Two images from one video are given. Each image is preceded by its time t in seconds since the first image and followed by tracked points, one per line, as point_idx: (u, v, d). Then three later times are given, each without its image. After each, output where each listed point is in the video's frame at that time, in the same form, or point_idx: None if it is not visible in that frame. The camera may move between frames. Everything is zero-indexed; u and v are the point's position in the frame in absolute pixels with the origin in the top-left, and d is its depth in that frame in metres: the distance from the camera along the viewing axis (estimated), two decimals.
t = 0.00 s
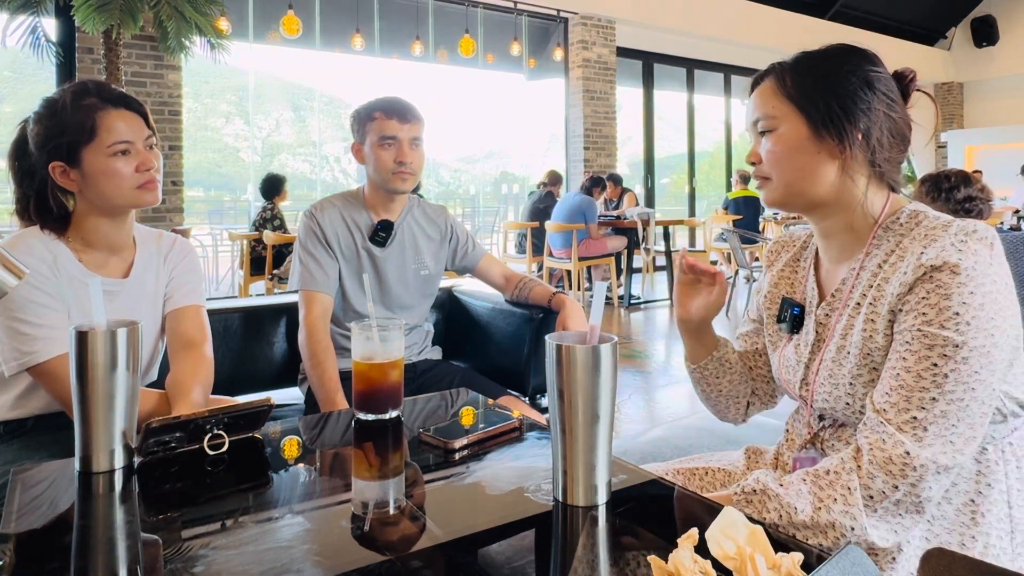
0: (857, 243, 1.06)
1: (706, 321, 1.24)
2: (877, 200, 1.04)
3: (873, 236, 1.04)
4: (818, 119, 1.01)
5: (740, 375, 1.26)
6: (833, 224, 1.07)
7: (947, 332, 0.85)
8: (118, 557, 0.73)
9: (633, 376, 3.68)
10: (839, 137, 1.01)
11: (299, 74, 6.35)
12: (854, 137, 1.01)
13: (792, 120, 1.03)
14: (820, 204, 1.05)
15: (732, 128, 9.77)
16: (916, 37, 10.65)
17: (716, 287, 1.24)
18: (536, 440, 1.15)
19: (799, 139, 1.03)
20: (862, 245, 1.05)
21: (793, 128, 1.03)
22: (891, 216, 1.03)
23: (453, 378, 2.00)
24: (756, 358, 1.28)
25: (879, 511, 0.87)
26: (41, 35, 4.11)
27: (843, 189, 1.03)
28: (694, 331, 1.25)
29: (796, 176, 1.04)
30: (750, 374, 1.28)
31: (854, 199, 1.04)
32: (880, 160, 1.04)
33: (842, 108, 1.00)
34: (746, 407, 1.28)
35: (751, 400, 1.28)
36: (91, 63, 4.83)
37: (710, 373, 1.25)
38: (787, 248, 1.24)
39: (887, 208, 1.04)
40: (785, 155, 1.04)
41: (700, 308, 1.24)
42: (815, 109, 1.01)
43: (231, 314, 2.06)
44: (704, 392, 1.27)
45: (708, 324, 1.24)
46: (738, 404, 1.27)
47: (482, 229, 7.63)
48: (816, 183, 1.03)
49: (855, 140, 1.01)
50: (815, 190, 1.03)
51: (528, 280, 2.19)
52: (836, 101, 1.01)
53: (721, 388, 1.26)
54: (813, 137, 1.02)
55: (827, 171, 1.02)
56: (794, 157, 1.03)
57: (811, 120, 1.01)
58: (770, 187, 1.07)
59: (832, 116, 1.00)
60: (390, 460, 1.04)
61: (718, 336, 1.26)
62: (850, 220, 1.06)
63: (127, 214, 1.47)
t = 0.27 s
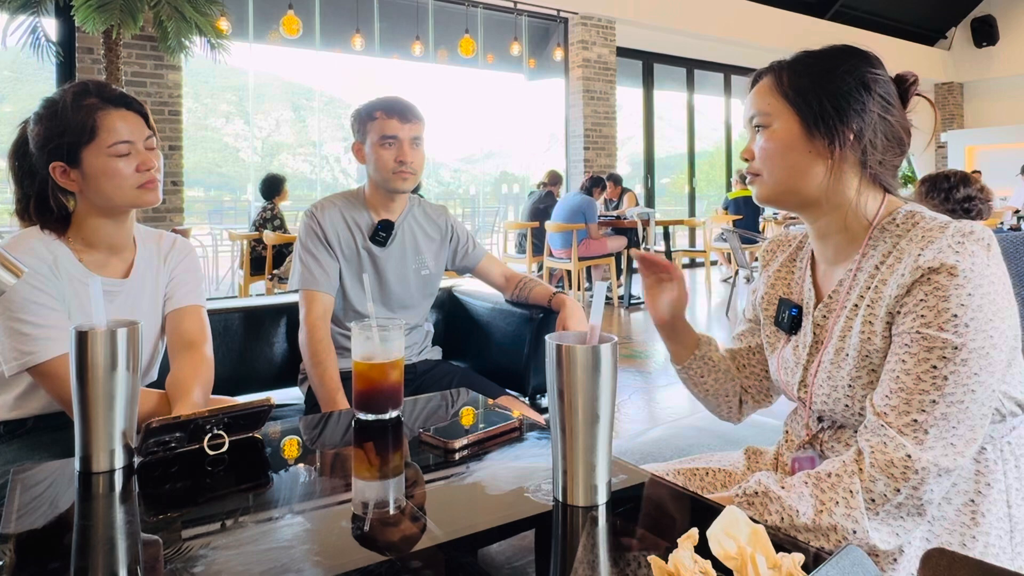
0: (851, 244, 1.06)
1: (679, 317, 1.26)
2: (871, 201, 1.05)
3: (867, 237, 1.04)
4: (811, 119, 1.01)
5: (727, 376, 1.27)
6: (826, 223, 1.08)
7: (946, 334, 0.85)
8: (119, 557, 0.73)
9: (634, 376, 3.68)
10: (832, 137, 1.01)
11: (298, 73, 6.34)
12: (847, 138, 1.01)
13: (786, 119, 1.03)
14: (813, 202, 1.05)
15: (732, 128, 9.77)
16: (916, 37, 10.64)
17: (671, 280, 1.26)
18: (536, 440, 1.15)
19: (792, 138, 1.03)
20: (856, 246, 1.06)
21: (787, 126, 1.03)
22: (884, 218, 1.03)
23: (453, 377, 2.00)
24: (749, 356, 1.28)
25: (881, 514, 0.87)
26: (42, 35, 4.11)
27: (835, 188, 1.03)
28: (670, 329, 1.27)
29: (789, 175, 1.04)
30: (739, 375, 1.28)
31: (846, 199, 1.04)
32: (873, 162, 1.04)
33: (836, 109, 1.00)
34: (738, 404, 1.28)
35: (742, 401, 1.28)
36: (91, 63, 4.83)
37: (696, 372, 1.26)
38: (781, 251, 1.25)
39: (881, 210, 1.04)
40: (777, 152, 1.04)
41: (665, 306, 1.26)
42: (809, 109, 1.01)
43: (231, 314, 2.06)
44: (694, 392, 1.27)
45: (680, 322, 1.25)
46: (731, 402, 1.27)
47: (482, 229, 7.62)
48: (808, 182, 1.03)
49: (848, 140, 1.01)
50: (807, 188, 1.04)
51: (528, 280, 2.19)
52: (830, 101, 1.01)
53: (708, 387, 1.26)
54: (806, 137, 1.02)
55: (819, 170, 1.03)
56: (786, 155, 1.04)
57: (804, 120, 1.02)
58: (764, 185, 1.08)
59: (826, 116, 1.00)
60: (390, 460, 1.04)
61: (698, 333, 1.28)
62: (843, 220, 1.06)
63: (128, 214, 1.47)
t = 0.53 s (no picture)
0: (852, 244, 1.06)
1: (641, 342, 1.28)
2: (873, 200, 1.05)
3: (868, 237, 1.04)
4: (811, 119, 1.01)
5: (712, 384, 1.27)
6: (828, 224, 1.07)
7: (944, 335, 0.85)
8: (118, 556, 0.73)
9: (634, 376, 3.68)
10: (832, 138, 1.01)
11: (299, 73, 6.34)
12: (846, 139, 1.01)
13: (786, 121, 1.03)
14: (814, 204, 1.05)
15: (732, 128, 9.76)
16: (916, 37, 10.64)
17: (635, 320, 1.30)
18: (536, 440, 1.15)
19: (792, 140, 1.03)
20: (857, 246, 1.06)
21: (787, 128, 1.03)
22: (885, 218, 1.03)
23: (454, 377, 2.00)
24: (749, 362, 1.28)
25: (881, 515, 0.87)
26: (42, 35, 4.11)
27: (837, 189, 1.03)
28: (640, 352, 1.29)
29: (790, 177, 1.04)
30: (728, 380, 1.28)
31: (848, 200, 1.04)
32: (874, 161, 1.04)
33: (835, 109, 1.00)
34: (734, 407, 1.28)
35: (738, 403, 1.28)
36: (91, 63, 4.83)
37: (678, 387, 1.27)
38: (781, 250, 1.25)
39: (882, 209, 1.04)
40: (778, 155, 1.04)
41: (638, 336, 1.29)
42: (808, 110, 1.01)
43: (231, 313, 2.06)
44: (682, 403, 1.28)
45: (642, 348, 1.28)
46: (724, 406, 1.28)
47: (482, 229, 7.62)
48: (810, 184, 1.03)
49: (848, 141, 1.01)
50: (808, 190, 1.04)
51: (528, 280, 2.19)
52: (829, 102, 1.01)
53: (694, 398, 1.27)
54: (806, 139, 1.02)
55: (820, 171, 1.03)
56: (787, 157, 1.03)
57: (804, 121, 1.02)
58: (765, 187, 1.08)
59: (825, 117, 1.00)
60: (390, 460, 1.04)
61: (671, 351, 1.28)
62: (844, 221, 1.06)
63: (128, 213, 1.47)
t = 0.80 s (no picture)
0: (849, 243, 1.06)
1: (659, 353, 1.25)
2: (870, 201, 1.04)
3: (864, 237, 1.04)
4: (812, 119, 1.01)
5: (727, 391, 1.26)
6: (826, 224, 1.07)
7: (939, 334, 0.85)
8: (119, 557, 0.73)
9: (634, 376, 3.68)
10: (832, 138, 1.01)
11: (299, 73, 6.34)
12: (846, 140, 1.01)
13: (786, 120, 1.03)
14: (812, 203, 1.05)
15: (732, 128, 9.76)
16: (916, 37, 10.64)
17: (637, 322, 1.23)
18: (536, 440, 1.15)
19: (792, 139, 1.03)
20: (854, 246, 1.06)
21: (787, 126, 1.03)
22: (881, 218, 1.03)
23: (454, 377, 2.00)
24: (752, 367, 1.28)
25: (880, 516, 0.87)
26: (42, 35, 4.11)
27: (835, 189, 1.03)
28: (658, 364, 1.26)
29: (789, 176, 1.04)
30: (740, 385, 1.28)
31: (846, 199, 1.04)
32: (873, 163, 1.04)
33: (836, 110, 1.01)
34: (746, 411, 1.28)
35: (749, 406, 1.28)
36: (91, 63, 4.83)
37: (695, 396, 1.26)
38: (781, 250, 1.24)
39: (879, 209, 1.04)
40: (778, 153, 1.04)
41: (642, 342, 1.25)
42: (809, 109, 1.01)
43: (231, 313, 2.06)
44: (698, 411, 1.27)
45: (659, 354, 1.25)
46: (738, 411, 1.27)
47: (482, 229, 7.62)
48: (808, 182, 1.03)
49: (848, 141, 1.01)
50: (807, 189, 1.03)
51: (528, 280, 2.19)
52: (831, 103, 1.01)
53: (711, 406, 1.26)
54: (806, 138, 1.02)
55: (819, 171, 1.03)
56: (787, 156, 1.03)
57: (806, 120, 1.02)
58: (764, 186, 1.07)
59: (826, 117, 1.01)
60: (390, 460, 1.04)
61: (687, 360, 1.27)
62: (842, 221, 1.06)
63: (128, 212, 1.47)
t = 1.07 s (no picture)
0: (839, 238, 1.06)
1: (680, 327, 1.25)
2: (861, 197, 1.05)
3: (855, 232, 1.04)
4: (808, 113, 1.01)
5: (732, 381, 1.26)
6: (817, 218, 1.07)
7: (929, 325, 0.85)
8: (119, 556, 0.73)
9: (634, 376, 3.68)
10: (826, 133, 1.01)
11: (299, 73, 6.34)
12: (841, 135, 1.01)
13: (783, 114, 1.03)
14: (804, 197, 1.05)
15: (732, 127, 9.76)
16: (916, 37, 10.64)
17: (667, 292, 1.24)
18: (536, 440, 1.15)
19: (787, 131, 1.03)
20: (844, 241, 1.06)
21: (783, 119, 1.03)
22: (872, 214, 1.03)
23: (453, 378, 2.00)
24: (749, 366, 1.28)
25: (876, 509, 0.87)
26: (42, 35, 4.11)
27: (828, 183, 1.03)
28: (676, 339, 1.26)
29: (782, 167, 1.04)
30: (744, 381, 1.27)
31: (838, 194, 1.04)
32: (865, 160, 1.04)
33: (832, 106, 1.01)
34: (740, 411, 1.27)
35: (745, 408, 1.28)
36: (91, 63, 4.83)
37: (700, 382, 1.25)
38: (773, 250, 1.24)
39: (869, 206, 1.04)
40: (773, 145, 1.04)
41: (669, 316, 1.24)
42: (807, 104, 1.01)
43: (231, 313, 2.06)
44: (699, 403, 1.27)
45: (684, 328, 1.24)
46: (734, 409, 1.27)
47: (482, 229, 7.62)
48: (802, 175, 1.03)
49: (843, 137, 1.01)
50: (799, 181, 1.03)
51: (528, 280, 2.19)
52: (828, 98, 1.01)
53: (714, 396, 1.26)
54: (801, 131, 1.02)
55: (813, 164, 1.03)
56: (782, 148, 1.03)
57: (802, 114, 1.02)
58: (757, 177, 1.07)
59: (822, 112, 1.01)
60: (390, 460, 1.04)
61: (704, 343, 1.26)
62: (832, 216, 1.06)
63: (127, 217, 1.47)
